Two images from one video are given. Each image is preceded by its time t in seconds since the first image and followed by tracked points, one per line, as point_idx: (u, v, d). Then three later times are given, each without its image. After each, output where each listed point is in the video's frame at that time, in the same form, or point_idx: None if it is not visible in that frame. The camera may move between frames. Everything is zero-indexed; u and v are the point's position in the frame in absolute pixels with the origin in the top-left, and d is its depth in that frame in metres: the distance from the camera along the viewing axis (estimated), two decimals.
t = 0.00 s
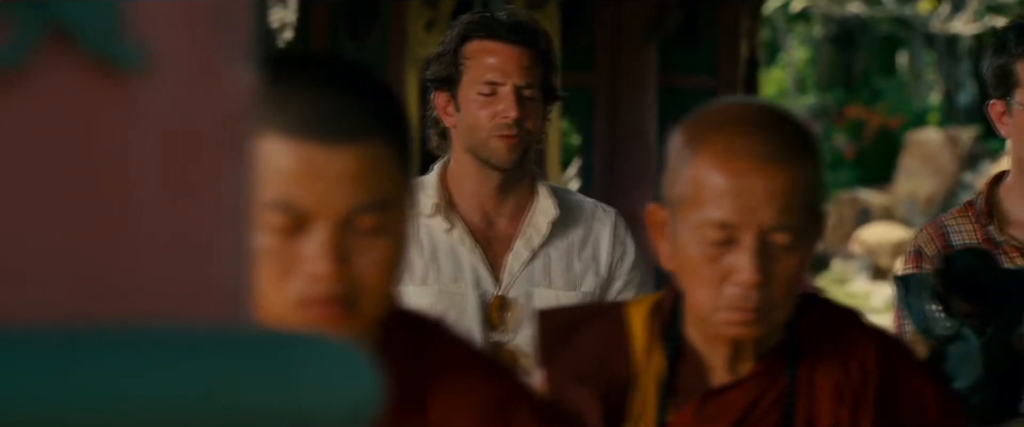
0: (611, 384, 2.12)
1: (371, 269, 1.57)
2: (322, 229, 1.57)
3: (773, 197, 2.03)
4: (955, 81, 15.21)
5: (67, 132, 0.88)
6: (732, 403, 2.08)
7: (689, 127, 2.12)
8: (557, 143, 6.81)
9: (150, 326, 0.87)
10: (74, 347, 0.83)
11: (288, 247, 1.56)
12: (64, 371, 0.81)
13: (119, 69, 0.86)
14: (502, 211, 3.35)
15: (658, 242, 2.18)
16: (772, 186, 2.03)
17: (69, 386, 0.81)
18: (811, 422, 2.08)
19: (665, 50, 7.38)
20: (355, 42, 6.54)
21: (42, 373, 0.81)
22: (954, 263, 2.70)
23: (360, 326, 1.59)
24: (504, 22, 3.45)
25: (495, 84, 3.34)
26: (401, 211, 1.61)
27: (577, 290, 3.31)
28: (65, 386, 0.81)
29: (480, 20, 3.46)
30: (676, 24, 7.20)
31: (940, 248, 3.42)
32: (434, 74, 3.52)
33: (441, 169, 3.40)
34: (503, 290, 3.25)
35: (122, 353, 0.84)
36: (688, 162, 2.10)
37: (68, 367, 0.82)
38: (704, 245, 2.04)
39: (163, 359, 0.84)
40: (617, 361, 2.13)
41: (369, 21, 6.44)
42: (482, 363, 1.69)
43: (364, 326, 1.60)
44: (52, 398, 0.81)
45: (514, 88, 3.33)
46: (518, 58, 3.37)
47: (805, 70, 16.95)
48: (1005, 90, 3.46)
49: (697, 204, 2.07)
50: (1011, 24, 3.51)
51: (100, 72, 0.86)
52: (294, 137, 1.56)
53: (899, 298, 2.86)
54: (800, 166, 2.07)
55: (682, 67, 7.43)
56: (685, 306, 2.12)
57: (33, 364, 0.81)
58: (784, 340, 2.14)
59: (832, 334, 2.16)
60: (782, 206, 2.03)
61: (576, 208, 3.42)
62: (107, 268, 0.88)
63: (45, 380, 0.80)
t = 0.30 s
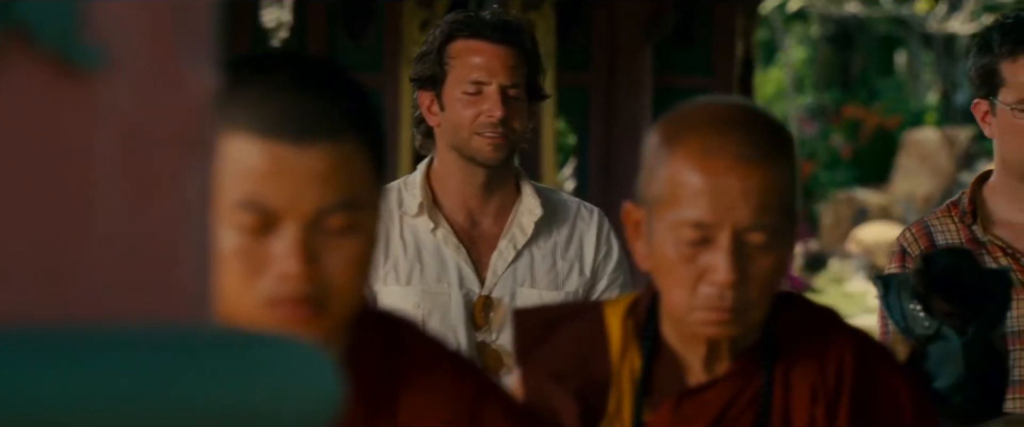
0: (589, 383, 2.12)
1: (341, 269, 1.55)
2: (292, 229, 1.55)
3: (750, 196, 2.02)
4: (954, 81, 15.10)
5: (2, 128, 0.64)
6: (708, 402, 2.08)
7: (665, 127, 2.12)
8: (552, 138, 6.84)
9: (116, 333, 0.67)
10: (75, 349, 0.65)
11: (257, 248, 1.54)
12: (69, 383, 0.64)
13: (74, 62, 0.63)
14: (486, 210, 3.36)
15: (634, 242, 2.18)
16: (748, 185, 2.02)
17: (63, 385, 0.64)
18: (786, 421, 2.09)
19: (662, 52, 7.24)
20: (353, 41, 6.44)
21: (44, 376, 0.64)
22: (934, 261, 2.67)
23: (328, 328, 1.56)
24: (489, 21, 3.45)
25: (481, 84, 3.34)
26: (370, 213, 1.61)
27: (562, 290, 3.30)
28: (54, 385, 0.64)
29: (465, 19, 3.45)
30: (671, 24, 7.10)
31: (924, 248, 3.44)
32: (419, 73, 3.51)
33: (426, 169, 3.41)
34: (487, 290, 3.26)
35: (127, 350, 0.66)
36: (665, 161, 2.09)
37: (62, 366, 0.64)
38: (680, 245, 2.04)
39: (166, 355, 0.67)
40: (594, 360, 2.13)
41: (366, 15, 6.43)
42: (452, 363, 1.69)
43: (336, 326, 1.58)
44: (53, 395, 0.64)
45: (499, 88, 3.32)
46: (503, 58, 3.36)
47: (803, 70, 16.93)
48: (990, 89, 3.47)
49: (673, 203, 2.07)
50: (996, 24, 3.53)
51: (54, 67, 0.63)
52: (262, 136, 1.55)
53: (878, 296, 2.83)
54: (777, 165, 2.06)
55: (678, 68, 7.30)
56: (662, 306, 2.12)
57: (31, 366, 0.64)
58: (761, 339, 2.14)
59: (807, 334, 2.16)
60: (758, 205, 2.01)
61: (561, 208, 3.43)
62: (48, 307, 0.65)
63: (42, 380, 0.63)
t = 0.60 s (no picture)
0: (564, 381, 2.12)
1: (309, 267, 1.56)
2: (259, 228, 1.56)
3: (724, 197, 2.02)
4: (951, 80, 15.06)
5: None
6: (684, 401, 2.08)
7: (640, 127, 2.13)
8: (546, 137, 6.95)
9: (92, 341, 0.48)
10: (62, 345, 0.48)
11: (224, 248, 1.53)
12: (69, 379, 0.47)
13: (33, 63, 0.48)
14: (471, 210, 3.36)
15: (610, 241, 2.19)
16: (722, 185, 2.02)
17: (63, 383, 0.47)
18: (763, 421, 2.08)
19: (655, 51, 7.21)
20: (348, 40, 6.41)
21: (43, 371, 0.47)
22: (916, 262, 2.65)
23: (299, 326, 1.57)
24: (473, 21, 3.45)
25: (466, 84, 3.34)
26: (338, 209, 1.62)
27: (546, 290, 3.31)
28: (55, 383, 0.47)
29: (450, 18, 3.45)
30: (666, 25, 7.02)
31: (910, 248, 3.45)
32: (404, 72, 3.52)
33: (411, 169, 3.42)
34: (472, 290, 3.26)
35: (123, 352, 0.49)
36: (639, 162, 2.10)
37: (63, 361, 0.47)
38: (655, 245, 2.04)
39: (171, 356, 0.50)
40: (570, 359, 2.13)
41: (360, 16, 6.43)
42: (421, 362, 1.70)
43: (305, 324, 1.58)
44: (54, 389, 0.47)
45: (484, 88, 3.32)
46: (488, 57, 3.36)
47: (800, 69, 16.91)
48: (975, 89, 3.47)
49: (648, 203, 2.07)
50: (982, 24, 3.52)
51: None
52: (228, 135, 1.53)
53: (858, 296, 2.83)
54: (751, 166, 2.06)
55: (673, 68, 7.27)
56: (638, 306, 2.12)
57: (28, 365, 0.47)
58: (736, 338, 2.14)
59: (782, 333, 2.17)
60: (733, 205, 2.02)
61: (545, 207, 3.43)
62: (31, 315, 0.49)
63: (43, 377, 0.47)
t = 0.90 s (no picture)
0: (540, 381, 2.12)
1: (278, 267, 1.58)
2: (228, 227, 1.57)
3: (701, 198, 2.02)
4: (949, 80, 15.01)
5: None
6: (661, 401, 2.07)
7: (618, 127, 2.13)
8: (542, 138, 6.76)
9: (85, 342, 0.65)
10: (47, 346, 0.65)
11: (193, 247, 1.56)
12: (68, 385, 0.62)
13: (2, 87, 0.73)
14: (456, 210, 3.36)
15: (587, 241, 2.19)
16: (699, 186, 2.02)
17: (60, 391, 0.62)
18: (738, 421, 2.08)
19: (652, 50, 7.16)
20: (342, 40, 6.41)
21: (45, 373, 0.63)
22: (897, 262, 2.69)
23: (268, 325, 1.59)
24: (460, 21, 3.42)
25: (452, 84, 3.31)
26: (309, 209, 1.62)
27: (531, 290, 3.31)
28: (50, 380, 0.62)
29: (436, 18, 3.43)
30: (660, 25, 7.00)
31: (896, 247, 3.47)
32: (390, 73, 3.50)
33: (397, 168, 3.41)
34: (457, 291, 3.28)
35: (114, 350, 0.65)
36: (616, 162, 2.10)
37: (60, 362, 0.63)
38: (630, 246, 2.05)
39: (151, 351, 0.66)
40: (545, 357, 2.13)
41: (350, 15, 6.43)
42: (392, 362, 1.70)
43: (276, 323, 1.59)
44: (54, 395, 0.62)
45: (470, 88, 3.29)
46: (474, 57, 3.34)
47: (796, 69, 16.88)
48: (960, 89, 3.48)
49: (626, 203, 2.07)
50: (966, 24, 3.53)
51: None
52: (197, 136, 1.56)
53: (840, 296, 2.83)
54: (728, 167, 2.06)
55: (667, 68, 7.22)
56: (615, 306, 2.12)
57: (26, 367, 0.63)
58: (713, 338, 2.14)
59: (760, 333, 2.17)
60: (709, 207, 2.02)
61: (531, 207, 3.43)
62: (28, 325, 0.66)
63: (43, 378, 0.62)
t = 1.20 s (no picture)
0: (519, 381, 2.12)
1: (252, 266, 1.59)
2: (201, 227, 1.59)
3: (680, 198, 2.03)
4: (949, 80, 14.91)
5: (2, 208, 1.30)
6: (641, 402, 2.08)
7: (598, 126, 2.13)
8: (537, 137, 6.72)
9: (97, 342, 1.08)
10: (45, 348, 1.04)
11: (167, 246, 1.58)
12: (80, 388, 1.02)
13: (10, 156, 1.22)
14: (444, 210, 3.37)
15: (568, 241, 2.19)
16: (679, 186, 2.03)
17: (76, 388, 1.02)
18: (718, 421, 2.09)
19: (648, 50, 7.06)
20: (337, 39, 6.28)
21: (38, 374, 1.02)
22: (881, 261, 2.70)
23: (241, 323, 1.60)
24: (448, 21, 3.42)
25: (440, 84, 3.32)
26: (283, 208, 1.64)
27: (519, 290, 3.31)
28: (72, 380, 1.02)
29: (425, 18, 3.43)
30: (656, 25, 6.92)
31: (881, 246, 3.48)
32: (378, 72, 3.50)
33: (384, 167, 3.42)
34: (445, 291, 3.28)
35: (110, 351, 1.07)
36: (597, 162, 2.10)
37: (78, 363, 1.04)
38: (611, 246, 2.05)
39: (135, 353, 1.09)
40: (526, 358, 2.13)
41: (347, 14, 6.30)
42: (369, 361, 1.70)
43: (250, 321, 1.61)
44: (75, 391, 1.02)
45: (458, 88, 3.30)
46: (462, 57, 3.34)
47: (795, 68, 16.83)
48: (947, 88, 3.48)
49: (605, 203, 2.07)
50: (953, 24, 3.53)
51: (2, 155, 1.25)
52: (170, 137, 1.59)
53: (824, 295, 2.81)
54: (708, 167, 2.06)
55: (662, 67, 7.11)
56: (596, 306, 2.12)
57: (25, 370, 1.02)
58: (693, 338, 2.15)
59: (741, 333, 2.17)
60: (689, 208, 2.03)
61: (519, 207, 3.43)
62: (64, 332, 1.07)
63: (39, 380, 1.01)
